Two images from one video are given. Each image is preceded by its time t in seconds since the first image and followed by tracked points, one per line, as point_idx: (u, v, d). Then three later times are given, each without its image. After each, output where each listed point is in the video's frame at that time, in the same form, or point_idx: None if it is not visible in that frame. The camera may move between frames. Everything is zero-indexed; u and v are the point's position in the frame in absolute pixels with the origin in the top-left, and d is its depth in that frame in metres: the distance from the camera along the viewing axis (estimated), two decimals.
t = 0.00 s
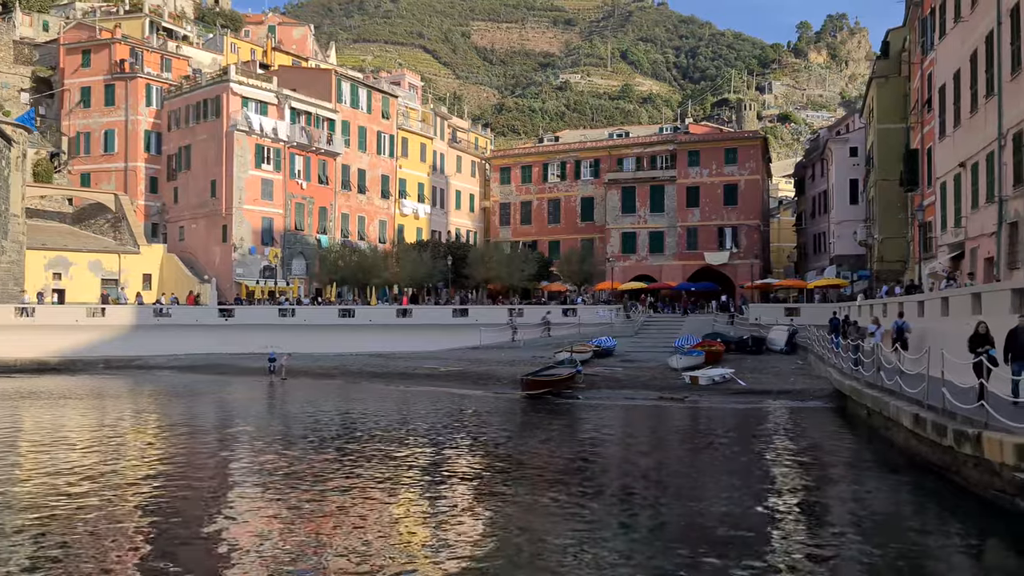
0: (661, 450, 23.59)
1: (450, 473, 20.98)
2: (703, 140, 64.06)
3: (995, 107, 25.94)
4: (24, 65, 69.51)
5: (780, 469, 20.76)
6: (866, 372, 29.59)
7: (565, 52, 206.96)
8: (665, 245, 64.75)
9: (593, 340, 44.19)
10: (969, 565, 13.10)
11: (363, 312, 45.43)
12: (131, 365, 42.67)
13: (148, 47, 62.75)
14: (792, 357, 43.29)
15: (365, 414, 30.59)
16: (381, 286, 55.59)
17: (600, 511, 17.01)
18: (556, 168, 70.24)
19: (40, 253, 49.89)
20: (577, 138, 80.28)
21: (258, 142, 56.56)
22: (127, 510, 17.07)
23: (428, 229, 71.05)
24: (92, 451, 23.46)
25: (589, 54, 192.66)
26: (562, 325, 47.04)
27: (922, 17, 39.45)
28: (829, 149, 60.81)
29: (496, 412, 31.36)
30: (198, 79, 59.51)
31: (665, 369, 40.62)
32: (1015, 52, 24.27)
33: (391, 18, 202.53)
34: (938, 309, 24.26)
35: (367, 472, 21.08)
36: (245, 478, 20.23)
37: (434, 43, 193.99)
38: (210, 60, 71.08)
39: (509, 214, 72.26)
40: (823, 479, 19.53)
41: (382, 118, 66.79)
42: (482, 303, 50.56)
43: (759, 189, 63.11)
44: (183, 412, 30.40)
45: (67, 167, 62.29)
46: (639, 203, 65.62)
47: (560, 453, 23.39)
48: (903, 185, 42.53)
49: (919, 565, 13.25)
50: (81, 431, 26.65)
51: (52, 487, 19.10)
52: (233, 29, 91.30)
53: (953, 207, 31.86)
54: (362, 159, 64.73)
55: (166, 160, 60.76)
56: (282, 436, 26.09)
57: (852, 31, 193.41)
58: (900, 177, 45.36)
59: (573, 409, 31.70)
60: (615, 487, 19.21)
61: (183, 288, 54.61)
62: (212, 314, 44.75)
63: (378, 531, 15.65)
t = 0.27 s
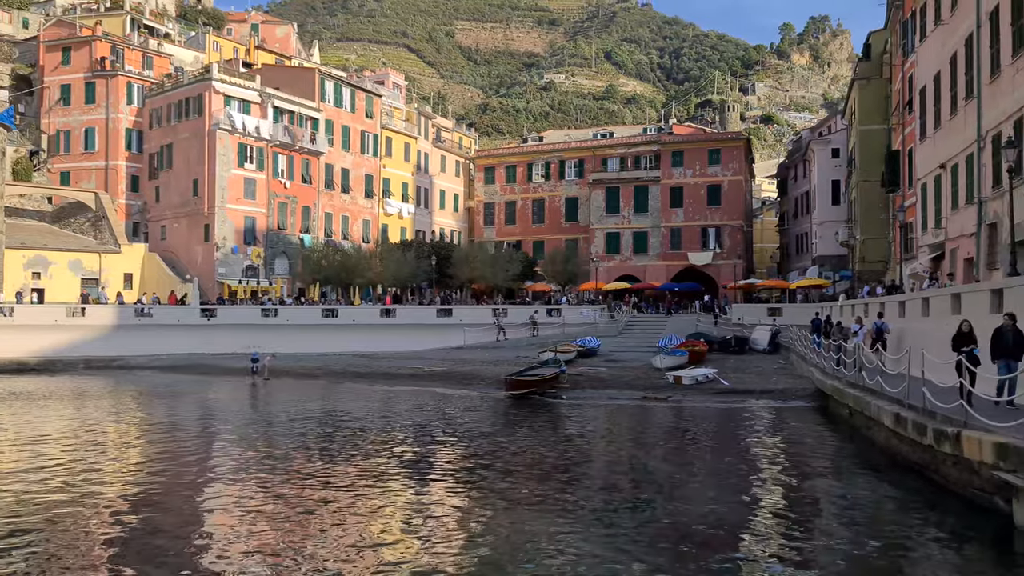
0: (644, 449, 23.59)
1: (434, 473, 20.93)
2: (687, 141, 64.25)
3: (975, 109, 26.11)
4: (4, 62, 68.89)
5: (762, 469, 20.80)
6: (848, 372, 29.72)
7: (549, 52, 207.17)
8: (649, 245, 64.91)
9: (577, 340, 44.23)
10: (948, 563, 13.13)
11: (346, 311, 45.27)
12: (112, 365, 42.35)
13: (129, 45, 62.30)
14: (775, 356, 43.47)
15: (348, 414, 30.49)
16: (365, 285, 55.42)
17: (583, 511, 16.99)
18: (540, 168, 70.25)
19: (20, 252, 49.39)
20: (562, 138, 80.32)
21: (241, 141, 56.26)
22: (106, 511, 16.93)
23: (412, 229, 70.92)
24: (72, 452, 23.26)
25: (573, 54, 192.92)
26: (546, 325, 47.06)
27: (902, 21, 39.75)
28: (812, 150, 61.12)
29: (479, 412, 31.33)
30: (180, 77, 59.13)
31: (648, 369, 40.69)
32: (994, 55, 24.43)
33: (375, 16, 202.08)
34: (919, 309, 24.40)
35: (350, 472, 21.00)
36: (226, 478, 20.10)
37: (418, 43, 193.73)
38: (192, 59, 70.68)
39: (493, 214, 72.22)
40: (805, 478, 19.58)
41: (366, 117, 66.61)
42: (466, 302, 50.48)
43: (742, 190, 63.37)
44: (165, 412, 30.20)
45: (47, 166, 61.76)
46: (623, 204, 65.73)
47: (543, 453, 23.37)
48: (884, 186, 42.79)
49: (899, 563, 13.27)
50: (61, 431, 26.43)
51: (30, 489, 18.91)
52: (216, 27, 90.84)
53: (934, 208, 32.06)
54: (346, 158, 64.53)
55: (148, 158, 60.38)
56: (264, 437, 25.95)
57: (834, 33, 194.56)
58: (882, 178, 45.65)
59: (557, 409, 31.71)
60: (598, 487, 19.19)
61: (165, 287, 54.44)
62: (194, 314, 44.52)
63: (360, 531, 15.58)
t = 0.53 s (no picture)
0: (628, 449, 23.62)
1: (417, 473, 20.89)
2: (670, 142, 64.41)
3: (955, 111, 26.29)
4: None
5: (745, 468, 20.86)
6: (830, 372, 29.85)
7: (534, 52, 207.26)
8: (633, 245, 65.04)
9: (562, 340, 44.26)
10: (926, 562, 13.19)
11: (329, 312, 45.11)
12: (92, 365, 42.05)
13: (110, 43, 61.85)
14: (758, 356, 43.65)
15: (332, 415, 30.37)
16: (348, 285, 55.23)
17: (565, 511, 16.97)
18: (524, 168, 70.23)
19: None
20: (546, 138, 80.33)
21: (224, 140, 55.95)
22: (87, 513, 16.81)
23: (396, 229, 70.77)
24: (52, 453, 23.05)
25: (558, 54, 193.04)
26: (530, 325, 47.06)
27: (884, 23, 39.98)
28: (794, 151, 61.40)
29: (464, 412, 31.28)
30: (162, 75, 58.73)
31: (632, 369, 40.74)
32: (973, 58, 24.62)
33: (359, 16, 201.57)
34: (900, 309, 24.54)
35: (333, 472, 20.93)
36: (208, 479, 19.99)
37: (403, 42, 193.34)
38: (174, 57, 70.26)
39: (478, 214, 72.15)
40: (788, 478, 19.64)
41: (350, 116, 66.41)
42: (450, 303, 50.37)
43: (726, 191, 63.61)
44: (146, 413, 30.00)
45: (27, 164, 61.24)
46: (607, 204, 65.82)
47: (527, 453, 23.34)
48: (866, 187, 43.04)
49: (878, 561, 13.34)
50: (42, 432, 26.21)
51: (9, 490, 18.74)
52: (199, 26, 90.30)
53: (915, 209, 32.27)
54: (330, 157, 64.31)
55: (129, 157, 59.98)
56: (247, 437, 25.81)
57: (817, 35, 195.58)
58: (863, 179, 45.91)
59: (541, 409, 31.69)
60: (581, 487, 19.19)
61: (147, 287, 54.11)
62: (176, 314, 44.29)
63: (343, 532, 15.52)
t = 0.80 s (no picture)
0: (612, 448, 23.63)
1: (402, 474, 20.83)
2: (654, 142, 64.57)
3: (935, 113, 26.49)
4: None
5: (729, 468, 20.87)
6: (812, 371, 29.97)
7: (518, 52, 207.22)
8: (617, 245, 65.13)
9: (546, 340, 44.26)
10: (904, 560, 13.24)
11: (313, 311, 44.96)
12: (73, 366, 41.69)
13: (91, 40, 61.36)
14: (741, 356, 43.80)
15: (315, 415, 30.21)
16: (332, 285, 55.02)
17: (549, 511, 16.94)
18: (509, 168, 70.20)
19: None
20: (531, 138, 80.34)
21: (206, 139, 55.61)
22: (68, 515, 16.68)
23: (380, 229, 70.60)
24: (31, 455, 22.80)
25: (542, 54, 193.06)
26: (515, 325, 47.06)
27: (865, 25, 40.21)
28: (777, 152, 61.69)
29: (448, 412, 31.20)
30: (143, 74, 58.31)
31: (616, 369, 40.76)
32: (953, 60, 24.79)
33: (343, 15, 200.88)
34: (881, 309, 24.65)
35: (317, 473, 20.83)
36: (190, 480, 19.85)
37: (387, 41, 192.88)
38: (155, 56, 69.73)
39: (462, 214, 72.07)
40: (771, 477, 19.67)
41: (333, 116, 66.19)
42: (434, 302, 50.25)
43: (709, 191, 63.84)
44: (128, 414, 29.76)
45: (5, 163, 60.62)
46: (591, 204, 65.89)
47: (511, 453, 23.30)
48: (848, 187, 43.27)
49: (862, 560, 13.37)
50: (21, 434, 25.94)
51: None
52: (181, 25, 89.77)
53: (896, 210, 32.47)
54: (313, 156, 64.06)
55: (109, 156, 59.55)
56: (230, 438, 25.62)
57: (800, 37, 196.55)
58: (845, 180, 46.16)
59: (525, 409, 31.66)
60: (566, 487, 19.16)
61: (128, 287, 53.93)
62: (157, 314, 44.03)
63: (325, 533, 15.46)
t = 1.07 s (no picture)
0: (596, 448, 23.65)
1: (385, 474, 20.79)
2: (639, 143, 64.69)
3: (916, 116, 26.66)
4: None
5: (711, 467, 20.93)
6: (795, 372, 30.09)
7: (502, 53, 207.13)
8: (601, 246, 65.21)
9: (530, 340, 44.27)
10: (885, 559, 13.31)
11: (296, 312, 44.78)
12: (53, 367, 41.36)
13: (72, 38, 60.91)
14: (724, 356, 43.95)
15: (298, 416, 30.08)
16: (315, 285, 54.79)
17: (532, 511, 16.93)
18: (493, 169, 70.16)
19: None
20: (515, 138, 80.29)
21: (188, 138, 55.29)
22: (47, 516, 16.54)
23: (363, 229, 70.40)
24: (10, 456, 22.59)
25: (526, 54, 193.08)
26: (499, 325, 47.01)
27: (847, 28, 40.44)
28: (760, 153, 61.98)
29: (432, 413, 31.14)
30: (125, 72, 57.90)
31: (600, 369, 40.80)
32: (934, 63, 24.95)
33: (327, 14, 200.14)
34: (863, 310, 24.78)
35: (300, 473, 20.75)
36: (171, 481, 19.72)
37: (371, 41, 192.36)
38: (137, 54, 69.28)
39: (446, 214, 71.96)
40: (753, 477, 19.74)
41: (317, 115, 65.96)
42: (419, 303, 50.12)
43: (693, 192, 64.04)
44: (108, 415, 29.53)
45: None
46: (575, 205, 65.94)
47: (495, 453, 23.28)
48: (830, 189, 43.50)
49: (843, 559, 13.44)
50: None
51: None
52: (163, 23, 89.22)
53: (877, 211, 32.67)
54: (296, 156, 63.79)
55: (90, 155, 59.10)
56: (212, 439, 25.46)
57: (783, 39, 197.49)
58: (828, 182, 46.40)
59: (509, 409, 31.64)
60: (549, 487, 19.15)
61: (109, 287, 53.59)
62: (139, 315, 43.76)
63: (308, 533, 15.40)
